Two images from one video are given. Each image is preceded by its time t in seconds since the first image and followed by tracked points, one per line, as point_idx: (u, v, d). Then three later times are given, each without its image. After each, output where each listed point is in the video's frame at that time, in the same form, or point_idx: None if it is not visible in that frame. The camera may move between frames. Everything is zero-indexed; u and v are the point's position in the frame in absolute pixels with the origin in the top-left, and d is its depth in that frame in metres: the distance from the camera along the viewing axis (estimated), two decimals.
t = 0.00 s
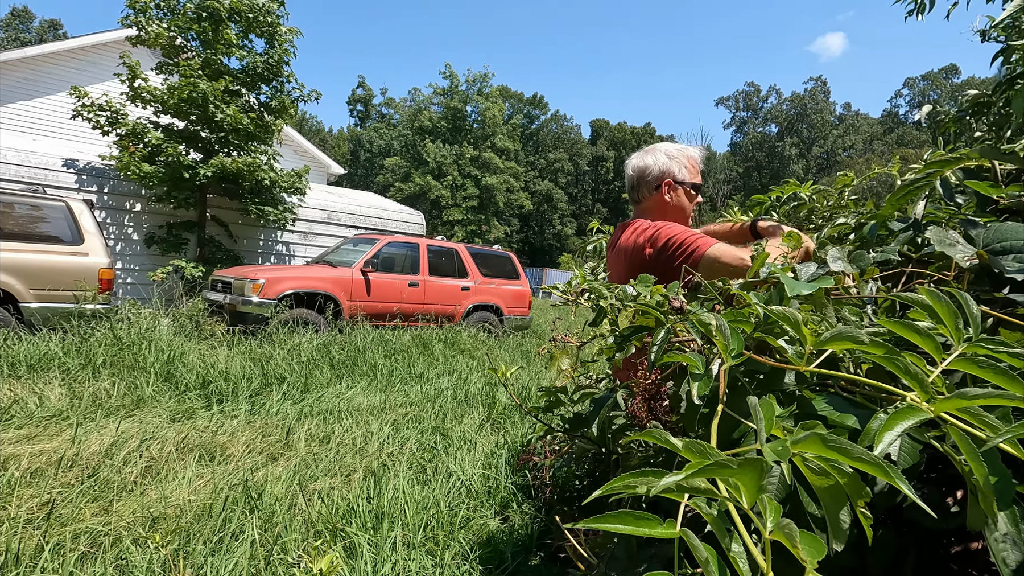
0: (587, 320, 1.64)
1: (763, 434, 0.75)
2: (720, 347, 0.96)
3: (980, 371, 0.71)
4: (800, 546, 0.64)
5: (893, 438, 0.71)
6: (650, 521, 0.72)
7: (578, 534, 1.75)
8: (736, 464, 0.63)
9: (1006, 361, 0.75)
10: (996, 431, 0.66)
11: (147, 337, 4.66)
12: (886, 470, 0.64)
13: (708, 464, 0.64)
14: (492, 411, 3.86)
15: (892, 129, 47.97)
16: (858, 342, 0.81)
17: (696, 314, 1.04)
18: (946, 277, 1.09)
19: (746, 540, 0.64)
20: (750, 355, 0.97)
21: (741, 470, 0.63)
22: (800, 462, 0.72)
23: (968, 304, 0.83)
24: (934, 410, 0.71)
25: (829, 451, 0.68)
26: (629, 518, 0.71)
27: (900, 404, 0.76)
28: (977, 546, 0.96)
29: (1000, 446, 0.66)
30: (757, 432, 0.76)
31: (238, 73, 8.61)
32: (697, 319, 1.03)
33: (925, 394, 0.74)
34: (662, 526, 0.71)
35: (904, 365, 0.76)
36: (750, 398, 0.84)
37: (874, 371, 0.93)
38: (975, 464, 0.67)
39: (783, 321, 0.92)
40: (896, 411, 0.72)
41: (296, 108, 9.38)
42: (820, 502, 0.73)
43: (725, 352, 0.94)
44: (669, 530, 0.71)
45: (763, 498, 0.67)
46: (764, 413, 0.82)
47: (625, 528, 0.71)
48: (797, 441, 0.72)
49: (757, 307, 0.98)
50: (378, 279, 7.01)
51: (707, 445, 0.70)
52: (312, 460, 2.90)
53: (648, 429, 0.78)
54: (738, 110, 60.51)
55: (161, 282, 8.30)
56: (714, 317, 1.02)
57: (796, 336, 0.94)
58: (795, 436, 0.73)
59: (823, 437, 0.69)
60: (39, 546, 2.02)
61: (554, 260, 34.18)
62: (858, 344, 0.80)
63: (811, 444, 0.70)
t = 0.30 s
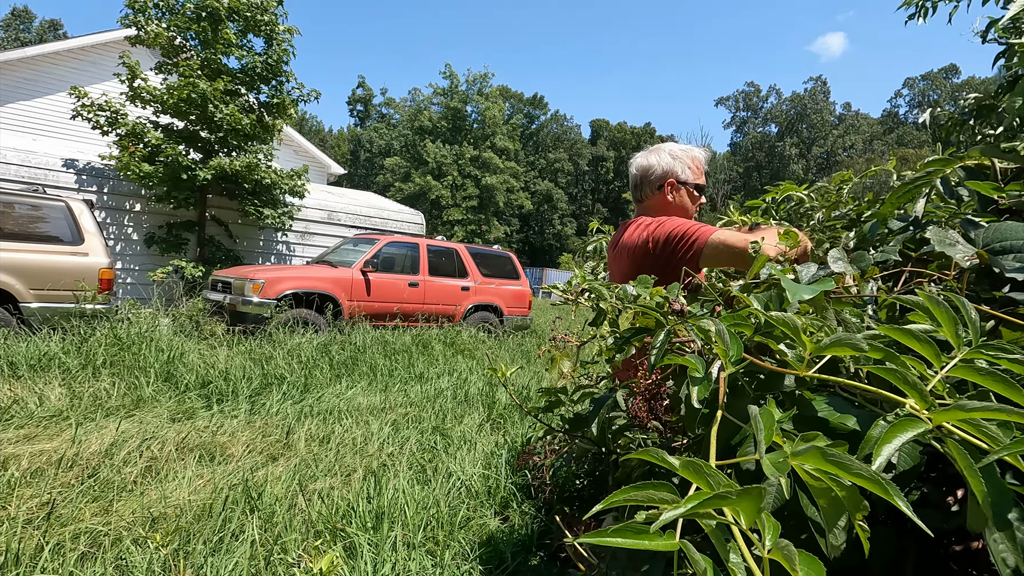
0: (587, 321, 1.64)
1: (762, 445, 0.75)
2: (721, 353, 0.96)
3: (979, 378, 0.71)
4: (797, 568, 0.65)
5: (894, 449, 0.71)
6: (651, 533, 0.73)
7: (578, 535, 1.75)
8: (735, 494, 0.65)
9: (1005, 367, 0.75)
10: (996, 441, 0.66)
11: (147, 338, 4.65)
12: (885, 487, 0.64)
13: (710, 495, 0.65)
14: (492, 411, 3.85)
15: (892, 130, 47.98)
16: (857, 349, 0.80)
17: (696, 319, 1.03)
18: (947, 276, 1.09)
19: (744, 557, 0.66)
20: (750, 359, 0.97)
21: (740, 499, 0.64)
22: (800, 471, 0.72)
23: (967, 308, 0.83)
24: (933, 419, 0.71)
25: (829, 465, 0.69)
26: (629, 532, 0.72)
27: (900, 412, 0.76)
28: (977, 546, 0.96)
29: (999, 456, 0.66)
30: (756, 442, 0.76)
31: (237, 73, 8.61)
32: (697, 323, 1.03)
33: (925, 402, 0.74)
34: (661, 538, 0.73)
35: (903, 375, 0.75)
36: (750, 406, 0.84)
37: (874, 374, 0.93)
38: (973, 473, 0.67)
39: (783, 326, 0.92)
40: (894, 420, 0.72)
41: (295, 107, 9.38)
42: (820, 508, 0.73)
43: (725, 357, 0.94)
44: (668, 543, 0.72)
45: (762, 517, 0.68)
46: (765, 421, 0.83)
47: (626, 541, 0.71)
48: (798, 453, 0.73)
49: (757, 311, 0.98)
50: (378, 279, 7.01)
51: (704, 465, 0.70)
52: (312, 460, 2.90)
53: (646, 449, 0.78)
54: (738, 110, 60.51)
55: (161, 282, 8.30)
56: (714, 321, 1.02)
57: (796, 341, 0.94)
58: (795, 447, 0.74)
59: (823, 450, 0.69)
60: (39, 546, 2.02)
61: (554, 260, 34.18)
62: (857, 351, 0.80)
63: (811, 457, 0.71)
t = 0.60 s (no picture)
0: (587, 318, 1.64)
1: (764, 423, 0.75)
2: (721, 339, 0.96)
3: (981, 363, 0.71)
4: (807, 523, 0.65)
5: (893, 430, 0.71)
6: (655, 508, 0.73)
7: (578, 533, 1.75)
8: (744, 437, 0.65)
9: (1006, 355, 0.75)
10: (999, 420, 0.66)
11: (147, 337, 4.66)
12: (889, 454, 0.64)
13: (717, 437, 0.66)
14: (492, 411, 3.85)
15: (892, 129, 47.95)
16: (858, 334, 0.80)
17: (697, 309, 1.04)
18: (947, 274, 1.08)
19: (750, 522, 0.64)
20: (750, 349, 0.97)
21: (748, 444, 0.65)
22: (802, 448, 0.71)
23: (970, 299, 0.83)
24: (935, 400, 0.71)
25: (831, 436, 0.68)
26: (634, 506, 0.73)
27: (901, 395, 0.75)
28: (978, 545, 0.96)
29: (1002, 436, 0.65)
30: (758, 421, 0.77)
31: (235, 72, 8.61)
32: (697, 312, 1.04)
33: (926, 385, 0.74)
34: (665, 514, 0.73)
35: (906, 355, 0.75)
36: (750, 390, 0.84)
37: (873, 366, 0.93)
38: (978, 452, 0.66)
39: (785, 313, 0.92)
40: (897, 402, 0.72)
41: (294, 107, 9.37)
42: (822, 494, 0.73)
43: (725, 343, 0.95)
44: (673, 517, 0.71)
45: (768, 479, 0.69)
46: (765, 405, 0.82)
47: (630, 515, 0.72)
48: (800, 427, 0.71)
49: (758, 301, 0.98)
50: (378, 279, 7.01)
51: (711, 426, 0.72)
52: (312, 460, 2.90)
53: (654, 414, 0.79)
54: (738, 110, 60.48)
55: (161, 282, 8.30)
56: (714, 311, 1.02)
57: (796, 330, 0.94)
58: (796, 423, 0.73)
59: (825, 420, 0.69)
60: (39, 546, 2.02)
61: (554, 260, 34.20)
62: (859, 336, 0.80)
63: (813, 429, 0.70)
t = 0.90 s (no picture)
0: (587, 319, 1.64)
1: (762, 437, 0.75)
2: (719, 347, 0.96)
3: (979, 373, 0.72)
4: (797, 555, 0.64)
5: (891, 441, 0.71)
6: (649, 526, 0.72)
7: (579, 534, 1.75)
8: (734, 478, 0.66)
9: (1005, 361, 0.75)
10: (996, 433, 0.66)
11: (147, 338, 4.66)
12: (885, 477, 0.64)
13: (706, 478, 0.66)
14: (492, 411, 3.86)
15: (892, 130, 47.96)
16: (857, 342, 0.81)
17: (696, 314, 1.04)
18: (946, 276, 1.08)
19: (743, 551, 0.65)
20: (750, 355, 0.97)
21: (739, 483, 0.65)
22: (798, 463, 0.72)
23: (967, 304, 0.83)
24: (931, 412, 0.71)
25: (827, 456, 0.68)
26: (628, 523, 0.71)
27: (900, 405, 0.76)
28: (977, 545, 0.96)
29: (998, 449, 0.66)
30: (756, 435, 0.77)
31: (231, 71, 8.63)
32: (696, 318, 1.03)
33: (924, 395, 0.75)
34: (660, 530, 0.72)
35: (902, 367, 0.75)
36: (749, 400, 0.84)
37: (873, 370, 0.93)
38: (971, 466, 0.67)
39: (783, 320, 0.92)
40: (895, 412, 0.72)
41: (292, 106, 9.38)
42: (820, 503, 0.72)
43: (724, 352, 0.94)
44: (667, 534, 0.71)
45: (761, 505, 0.68)
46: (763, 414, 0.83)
47: (623, 532, 0.71)
48: (796, 444, 0.72)
49: (757, 306, 0.98)
50: (378, 279, 7.01)
51: (703, 452, 0.71)
52: (312, 460, 2.90)
53: (648, 438, 0.80)
54: (738, 110, 60.49)
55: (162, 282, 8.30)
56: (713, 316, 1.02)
57: (795, 336, 0.94)
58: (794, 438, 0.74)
59: (821, 441, 0.69)
60: (39, 546, 2.02)
61: (554, 260, 34.20)
62: (856, 345, 0.80)
63: (810, 448, 0.70)
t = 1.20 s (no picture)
0: (587, 317, 1.64)
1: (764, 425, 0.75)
2: (720, 340, 0.96)
3: (978, 364, 0.71)
4: (805, 532, 0.65)
5: (891, 429, 0.71)
6: (653, 511, 0.74)
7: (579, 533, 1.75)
8: (745, 449, 0.64)
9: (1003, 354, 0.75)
10: (994, 422, 0.66)
11: (146, 337, 4.65)
12: (887, 460, 0.64)
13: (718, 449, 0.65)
14: (492, 411, 3.85)
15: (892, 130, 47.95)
16: (856, 334, 0.80)
17: (695, 308, 1.05)
18: (945, 274, 1.08)
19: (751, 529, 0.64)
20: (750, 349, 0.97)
21: (750, 454, 0.64)
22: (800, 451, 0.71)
23: (966, 298, 0.83)
24: (931, 402, 0.71)
25: (829, 442, 0.67)
26: (632, 508, 0.73)
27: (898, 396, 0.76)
28: (976, 545, 0.96)
29: (998, 437, 0.66)
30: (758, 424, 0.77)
31: (230, 70, 8.62)
32: (696, 312, 1.04)
33: (923, 386, 0.74)
34: (664, 516, 0.74)
35: (902, 357, 0.76)
36: (749, 391, 0.84)
37: (872, 366, 0.93)
38: (972, 454, 0.67)
39: (784, 314, 0.92)
40: (893, 403, 0.72)
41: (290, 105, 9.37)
42: (819, 495, 0.73)
43: (724, 345, 0.95)
44: (672, 520, 0.73)
45: (766, 487, 0.69)
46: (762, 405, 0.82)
47: (629, 518, 0.73)
48: (798, 431, 0.70)
49: (757, 300, 0.98)
50: (378, 278, 7.01)
51: (712, 433, 0.72)
52: (312, 460, 2.90)
53: (654, 418, 0.79)
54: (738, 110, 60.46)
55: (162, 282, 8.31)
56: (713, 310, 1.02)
57: (795, 330, 0.95)
58: (794, 426, 0.72)
59: (823, 426, 0.67)
60: (39, 546, 2.02)
61: (554, 260, 34.20)
62: (856, 337, 0.79)
63: (812, 434, 0.68)
